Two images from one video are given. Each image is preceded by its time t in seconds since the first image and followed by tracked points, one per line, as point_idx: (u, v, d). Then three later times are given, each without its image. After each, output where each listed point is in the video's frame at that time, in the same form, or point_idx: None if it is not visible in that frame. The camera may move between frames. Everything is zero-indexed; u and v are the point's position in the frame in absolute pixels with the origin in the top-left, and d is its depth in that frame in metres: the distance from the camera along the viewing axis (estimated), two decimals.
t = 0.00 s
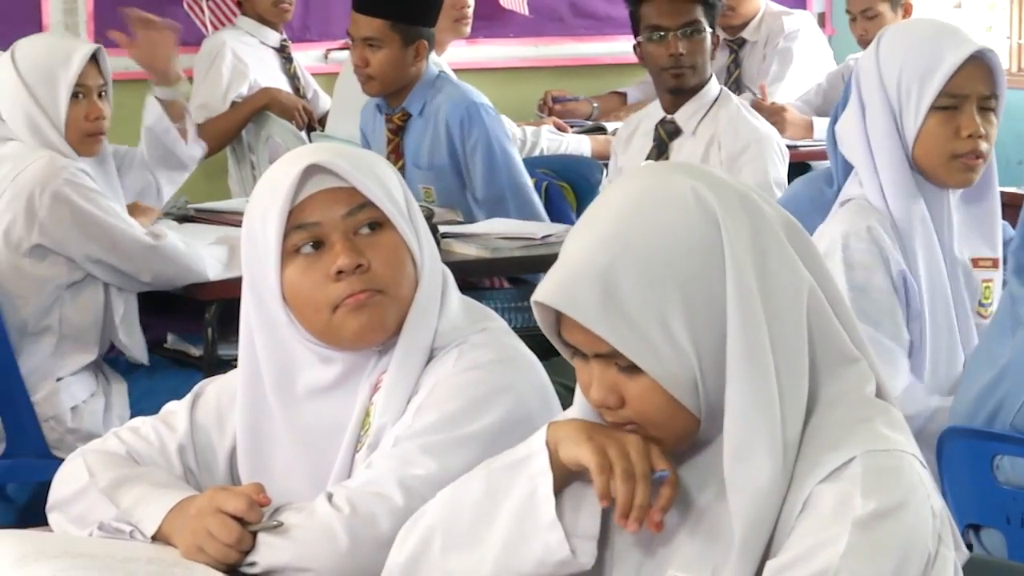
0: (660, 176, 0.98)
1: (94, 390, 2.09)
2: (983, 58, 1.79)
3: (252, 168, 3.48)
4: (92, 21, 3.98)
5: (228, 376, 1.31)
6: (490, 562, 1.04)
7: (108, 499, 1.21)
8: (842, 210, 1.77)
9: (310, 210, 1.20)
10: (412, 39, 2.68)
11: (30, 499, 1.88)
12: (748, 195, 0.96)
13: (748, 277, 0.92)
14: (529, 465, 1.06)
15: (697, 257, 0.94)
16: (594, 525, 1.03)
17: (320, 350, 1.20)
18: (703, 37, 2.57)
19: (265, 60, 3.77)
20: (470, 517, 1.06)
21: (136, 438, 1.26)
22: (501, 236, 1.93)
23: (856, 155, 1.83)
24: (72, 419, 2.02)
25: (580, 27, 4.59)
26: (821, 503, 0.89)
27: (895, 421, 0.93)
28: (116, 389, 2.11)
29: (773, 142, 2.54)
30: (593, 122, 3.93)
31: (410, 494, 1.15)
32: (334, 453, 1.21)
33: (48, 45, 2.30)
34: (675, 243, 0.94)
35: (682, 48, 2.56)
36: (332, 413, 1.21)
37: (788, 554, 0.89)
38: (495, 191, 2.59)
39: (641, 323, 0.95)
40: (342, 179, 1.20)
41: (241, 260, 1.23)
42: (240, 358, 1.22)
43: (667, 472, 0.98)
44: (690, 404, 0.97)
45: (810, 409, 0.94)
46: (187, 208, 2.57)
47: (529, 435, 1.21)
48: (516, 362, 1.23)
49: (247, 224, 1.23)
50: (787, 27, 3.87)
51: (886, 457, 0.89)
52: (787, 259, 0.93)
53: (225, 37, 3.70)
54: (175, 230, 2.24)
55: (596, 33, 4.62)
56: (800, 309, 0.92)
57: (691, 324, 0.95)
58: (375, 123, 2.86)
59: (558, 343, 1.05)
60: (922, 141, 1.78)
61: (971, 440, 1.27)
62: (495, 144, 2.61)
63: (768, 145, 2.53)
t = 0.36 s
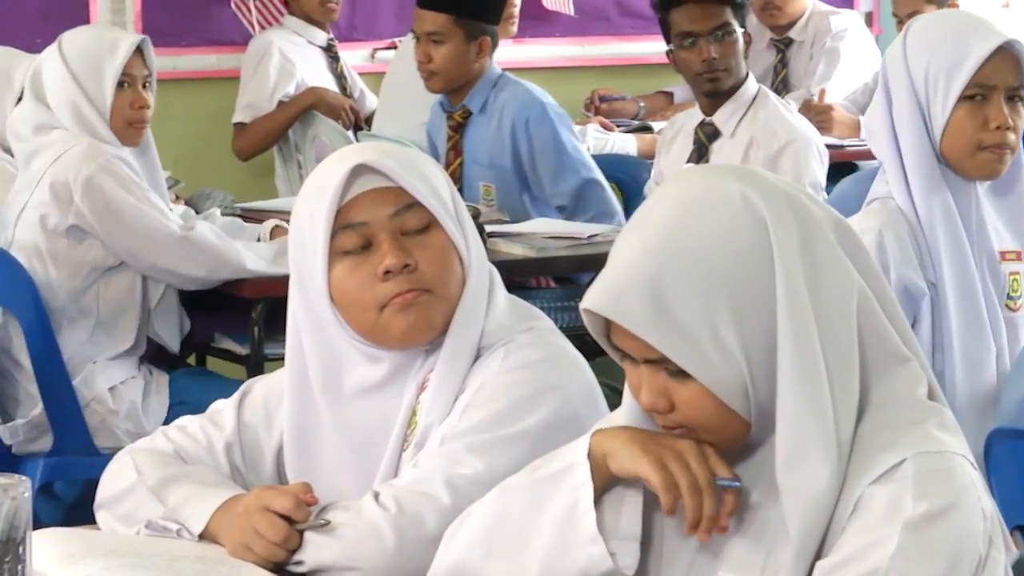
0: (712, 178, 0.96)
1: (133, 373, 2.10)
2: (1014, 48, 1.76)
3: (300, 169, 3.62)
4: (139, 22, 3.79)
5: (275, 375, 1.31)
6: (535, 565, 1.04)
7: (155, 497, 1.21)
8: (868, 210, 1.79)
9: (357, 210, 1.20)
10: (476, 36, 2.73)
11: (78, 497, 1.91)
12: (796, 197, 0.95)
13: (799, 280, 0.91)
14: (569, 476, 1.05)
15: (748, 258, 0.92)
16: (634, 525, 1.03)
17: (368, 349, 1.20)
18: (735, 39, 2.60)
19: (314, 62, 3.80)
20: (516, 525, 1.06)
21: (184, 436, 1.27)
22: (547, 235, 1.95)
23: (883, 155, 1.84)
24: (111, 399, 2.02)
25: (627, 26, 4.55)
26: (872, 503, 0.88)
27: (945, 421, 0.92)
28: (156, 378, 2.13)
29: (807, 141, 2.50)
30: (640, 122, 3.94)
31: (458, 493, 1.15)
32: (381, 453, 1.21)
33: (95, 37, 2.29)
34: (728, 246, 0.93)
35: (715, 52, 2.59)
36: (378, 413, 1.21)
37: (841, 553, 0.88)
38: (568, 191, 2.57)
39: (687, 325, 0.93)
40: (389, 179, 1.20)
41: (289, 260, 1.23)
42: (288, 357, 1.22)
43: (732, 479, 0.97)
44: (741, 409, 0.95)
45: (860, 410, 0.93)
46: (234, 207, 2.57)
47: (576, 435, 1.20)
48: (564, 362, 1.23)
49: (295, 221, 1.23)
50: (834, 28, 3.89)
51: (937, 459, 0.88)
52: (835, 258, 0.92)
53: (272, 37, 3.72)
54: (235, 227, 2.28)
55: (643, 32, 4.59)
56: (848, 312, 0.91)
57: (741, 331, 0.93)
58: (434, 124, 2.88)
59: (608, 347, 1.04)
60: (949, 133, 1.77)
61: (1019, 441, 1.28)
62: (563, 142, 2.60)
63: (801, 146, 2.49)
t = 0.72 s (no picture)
0: (767, 177, 0.95)
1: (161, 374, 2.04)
2: None
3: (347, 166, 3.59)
4: (188, 21, 3.70)
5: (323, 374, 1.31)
6: (582, 565, 1.04)
7: (204, 495, 1.21)
8: (926, 225, 1.73)
9: (406, 209, 1.20)
10: (543, 34, 2.80)
11: (127, 496, 1.92)
12: (852, 197, 0.94)
13: (857, 281, 0.90)
14: (622, 471, 1.05)
15: (805, 261, 0.91)
16: (684, 526, 1.02)
17: (416, 348, 1.20)
18: (790, 40, 2.60)
19: (364, 61, 3.77)
20: (563, 523, 1.06)
21: (232, 435, 1.27)
22: (594, 234, 1.97)
23: (938, 167, 1.79)
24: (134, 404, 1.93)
25: (675, 26, 4.48)
26: (922, 505, 0.87)
27: (997, 423, 0.91)
28: (185, 384, 2.06)
29: (857, 146, 2.49)
30: (688, 121, 3.94)
31: (506, 493, 1.15)
32: (429, 452, 1.22)
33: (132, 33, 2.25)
34: (784, 248, 0.91)
35: (768, 52, 2.59)
36: (425, 412, 1.21)
37: (889, 554, 0.87)
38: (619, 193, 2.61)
39: (745, 325, 0.92)
40: (438, 178, 1.20)
41: (337, 259, 1.24)
42: (336, 356, 1.23)
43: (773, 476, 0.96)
44: (799, 407, 0.94)
45: (912, 411, 0.92)
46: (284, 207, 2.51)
47: (624, 435, 1.20)
48: (612, 361, 1.23)
49: (343, 221, 1.24)
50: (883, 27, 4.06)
51: (988, 460, 0.87)
52: (891, 260, 0.91)
53: (320, 35, 3.70)
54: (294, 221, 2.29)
55: (692, 31, 4.51)
56: (902, 313, 0.90)
57: (802, 330, 0.92)
58: (496, 126, 2.94)
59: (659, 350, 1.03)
60: (1008, 140, 1.71)
61: None
62: (624, 143, 2.63)
63: (852, 150, 2.48)
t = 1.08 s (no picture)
0: (828, 178, 0.95)
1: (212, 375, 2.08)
2: None
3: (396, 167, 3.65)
4: (237, 22, 3.85)
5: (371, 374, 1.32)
6: (629, 564, 1.04)
7: (252, 494, 1.21)
8: (970, 221, 1.83)
9: (454, 208, 1.20)
10: (594, 34, 2.82)
11: (176, 493, 2.00)
12: (914, 197, 0.94)
13: (921, 280, 0.90)
14: (669, 471, 1.04)
15: (864, 260, 0.92)
16: (732, 524, 1.02)
17: (465, 348, 1.21)
18: (833, 41, 2.67)
19: (409, 61, 3.87)
20: (613, 523, 1.06)
21: (280, 434, 1.27)
22: (642, 232, 2.01)
23: (987, 164, 1.88)
24: (186, 401, 2.00)
25: (722, 25, 4.58)
26: (977, 507, 0.87)
27: None
28: (239, 386, 2.10)
29: (906, 145, 2.52)
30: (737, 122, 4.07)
31: (555, 492, 1.15)
32: (478, 451, 1.22)
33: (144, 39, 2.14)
34: (849, 247, 0.92)
35: (811, 53, 2.66)
36: (473, 412, 1.21)
37: (942, 556, 0.87)
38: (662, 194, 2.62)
39: (810, 325, 0.92)
40: (486, 177, 1.20)
41: (386, 260, 1.24)
42: (384, 356, 1.23)
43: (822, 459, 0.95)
44: (868, 407, 0.93)
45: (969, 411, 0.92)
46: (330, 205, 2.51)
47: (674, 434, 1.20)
48: (661, 361, 1.23)
49: (391, 221, 1.24)
50: (932, 27, 4.16)
51: None
52: (951, 260, 0.91)
53: (368, 35, 3.80)
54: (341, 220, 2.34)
55: (738, 31, 4.62)
56: (961, 312, 0.90)
57: (872, 324, 0.92)
58: (547, 123, 2.95)
59: (719, 353, 1.02)
60: None
61: None
62: (669, 144, 2.64)
63: (901, 150, 2.51)
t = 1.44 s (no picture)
0: (885, 178, 0.94)
1: (253, 375, 2.18)
2: None
3: (439, 165, 3.80)
4: (280, 22, 3.87)
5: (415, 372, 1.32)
6: (671, 563, 1.03)
7: (295, 493, 1.22)
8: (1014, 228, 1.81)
9: (499, 207, 1.21)
10: (636, 32, 2.99)
11: (217, 493, 2.09)
12: (969, 197, 0.93)
13: (977, 280, 0.89)
14: (710, 472, 1.03)
15: (918, 261, 0.91)
16: (773, 524, 1.01)
17: (508, 347, 1.21)
18: (868, 44, 2.70)
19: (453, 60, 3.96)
20: (656, 523, 1.05)
21: (324, 433, 1.28)
22: (685, 233, 2.10)
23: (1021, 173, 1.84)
24: (229, 400, 2.09)
25: (766, 25, 4.61)
26: None
27: None
28: (282, 385, 2.20)
29: (946, 145, 2.63)
30: (781, 121, 4.17)
31: (598, 493, 1.15)
32: (520, 452, 1.22)
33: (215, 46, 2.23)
34: (905, 247, 0.91)
35: (846, 57, 2.71)
36: (516, 412, 1.22)
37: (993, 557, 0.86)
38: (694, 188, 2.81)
39: (868, 326, 0.92)
40: (530, 177, 1.21)
41: (430, 260, 1.25)
42: (427, 356, 1.23)
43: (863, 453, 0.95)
44: (923, 409, 0.93)
45: None
46: (373, 205, 2.64)
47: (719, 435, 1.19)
48: (705, 361, 1.22)
49: (436, 221, 1.25)
50: (977, 27, 4.22)
51: None
52: (1007, 259, 0.90)
53: (410, 34, 3.88)
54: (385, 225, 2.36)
55: (782, 31, 4.65)
56: (1017, 312, 0.89)
57: (927, 326, 0.91)
58: (588, 120, 3.15)
59: (771, 353, 1.01)
60: None
61: None
62: (707, 141, 2.85)
63: (942, 149, 2.62)
